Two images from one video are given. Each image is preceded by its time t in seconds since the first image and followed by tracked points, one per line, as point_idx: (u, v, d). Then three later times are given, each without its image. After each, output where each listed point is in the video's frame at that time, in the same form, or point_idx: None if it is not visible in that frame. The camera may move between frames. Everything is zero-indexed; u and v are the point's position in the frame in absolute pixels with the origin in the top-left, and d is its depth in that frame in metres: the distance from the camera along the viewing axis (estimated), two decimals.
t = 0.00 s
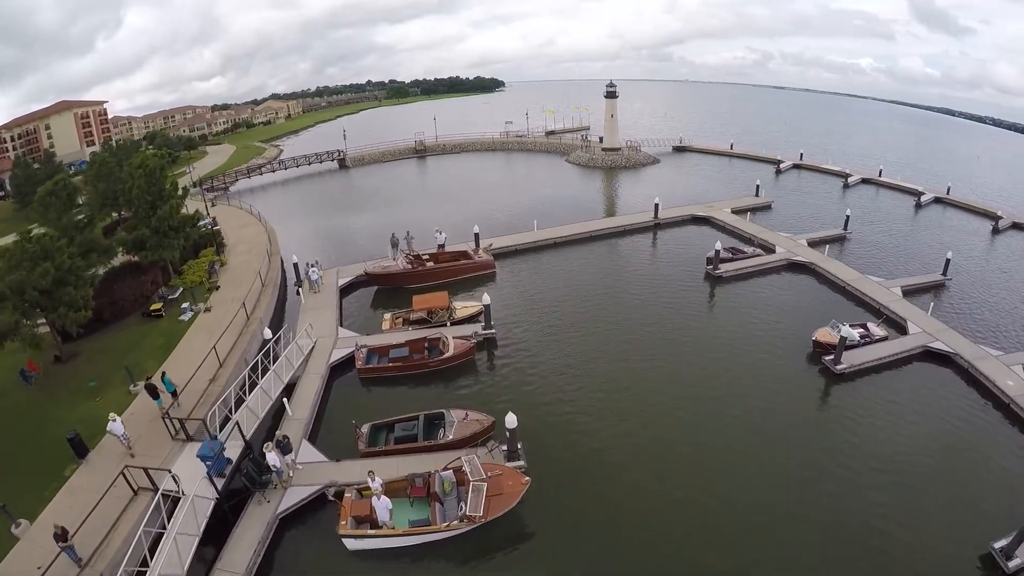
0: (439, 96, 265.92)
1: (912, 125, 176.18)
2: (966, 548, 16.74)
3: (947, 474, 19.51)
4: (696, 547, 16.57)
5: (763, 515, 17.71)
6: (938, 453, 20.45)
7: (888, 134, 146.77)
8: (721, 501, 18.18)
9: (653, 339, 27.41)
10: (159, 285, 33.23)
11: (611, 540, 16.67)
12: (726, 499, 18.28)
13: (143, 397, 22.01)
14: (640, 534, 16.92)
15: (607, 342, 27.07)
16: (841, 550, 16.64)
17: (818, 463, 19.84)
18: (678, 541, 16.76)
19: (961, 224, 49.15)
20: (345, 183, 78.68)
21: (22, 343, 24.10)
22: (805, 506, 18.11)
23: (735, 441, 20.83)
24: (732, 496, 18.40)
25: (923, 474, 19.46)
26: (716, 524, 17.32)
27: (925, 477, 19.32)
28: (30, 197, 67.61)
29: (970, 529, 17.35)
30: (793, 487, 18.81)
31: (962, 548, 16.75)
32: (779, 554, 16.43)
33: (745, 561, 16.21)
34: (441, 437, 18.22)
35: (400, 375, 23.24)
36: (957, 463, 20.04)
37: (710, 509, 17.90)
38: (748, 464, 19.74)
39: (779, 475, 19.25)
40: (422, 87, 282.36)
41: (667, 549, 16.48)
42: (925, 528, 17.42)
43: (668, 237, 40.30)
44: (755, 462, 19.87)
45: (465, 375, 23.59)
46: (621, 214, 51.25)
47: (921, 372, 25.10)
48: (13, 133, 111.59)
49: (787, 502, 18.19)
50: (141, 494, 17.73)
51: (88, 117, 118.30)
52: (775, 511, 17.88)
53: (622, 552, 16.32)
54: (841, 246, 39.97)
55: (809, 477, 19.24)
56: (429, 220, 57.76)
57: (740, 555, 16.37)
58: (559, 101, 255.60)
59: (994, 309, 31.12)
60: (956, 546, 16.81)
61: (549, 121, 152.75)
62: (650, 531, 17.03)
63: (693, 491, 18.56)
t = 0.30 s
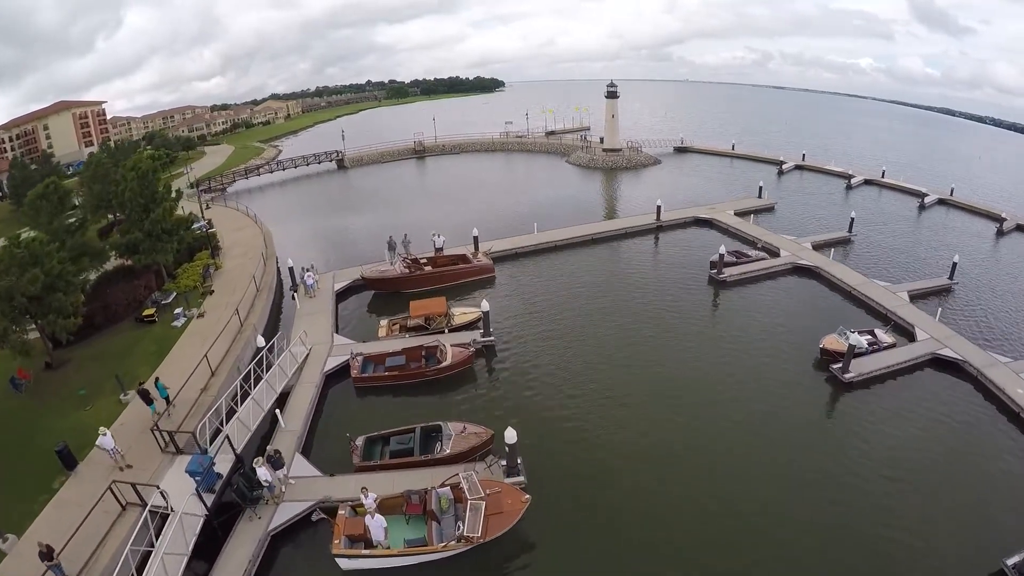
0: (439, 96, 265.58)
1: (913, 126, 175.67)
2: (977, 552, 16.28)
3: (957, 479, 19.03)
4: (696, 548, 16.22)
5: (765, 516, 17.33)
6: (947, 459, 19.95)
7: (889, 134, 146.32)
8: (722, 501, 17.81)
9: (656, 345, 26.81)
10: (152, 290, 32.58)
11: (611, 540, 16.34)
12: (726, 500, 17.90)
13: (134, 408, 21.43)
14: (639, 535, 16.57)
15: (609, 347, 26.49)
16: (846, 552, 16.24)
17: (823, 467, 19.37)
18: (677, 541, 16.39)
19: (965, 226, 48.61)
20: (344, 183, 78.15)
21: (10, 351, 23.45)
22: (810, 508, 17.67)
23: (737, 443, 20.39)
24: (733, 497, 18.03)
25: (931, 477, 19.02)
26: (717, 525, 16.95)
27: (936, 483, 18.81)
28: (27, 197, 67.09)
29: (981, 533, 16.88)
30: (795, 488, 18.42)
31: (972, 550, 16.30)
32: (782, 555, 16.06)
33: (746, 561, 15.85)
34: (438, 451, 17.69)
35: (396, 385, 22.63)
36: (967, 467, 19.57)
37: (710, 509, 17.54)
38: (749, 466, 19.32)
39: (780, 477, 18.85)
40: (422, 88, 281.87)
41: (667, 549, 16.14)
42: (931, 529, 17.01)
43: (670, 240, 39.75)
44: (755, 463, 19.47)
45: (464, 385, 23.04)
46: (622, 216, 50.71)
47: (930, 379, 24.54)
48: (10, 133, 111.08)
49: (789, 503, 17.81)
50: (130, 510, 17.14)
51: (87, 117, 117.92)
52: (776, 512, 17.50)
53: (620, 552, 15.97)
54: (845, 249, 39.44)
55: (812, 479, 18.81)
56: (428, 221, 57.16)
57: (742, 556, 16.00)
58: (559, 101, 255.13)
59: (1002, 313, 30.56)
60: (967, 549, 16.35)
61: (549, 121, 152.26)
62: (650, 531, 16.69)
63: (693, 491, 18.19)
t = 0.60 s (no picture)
0: (439, 96, 265.05)
1: (914, 125, 175.14)
2: (976, 559, 16.47)
3: (963, 491, 18.91)
4: (697, 546, 16.71)
5: (765, 518, 17.72)
6: (954, 470, 19.76)
7: (890, 134, 145.73)
8: (722, 503, 18.22)
9: (660, 352, 26.28)
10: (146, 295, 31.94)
11: (612, 539, 16.85)
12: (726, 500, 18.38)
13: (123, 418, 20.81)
14: (640, 535, 17.00)
15: (612, 355, 25.96)
16: (845, 554, 16.59)
17: (824, 473, 19.61)
18: (678, 538, 16.93)
19: (970, 228, 48.09)
20: (343, 184, 77.60)
21: None
22: (810, 511, 18.00)
23: (737, 447, 20.71)
24: (733, 498, 18.46)
25: (931, 483, 19.18)
26: (717, 525, 17.38)
27: (941, 494, 18.78)
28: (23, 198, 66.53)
29: (982, 541, 17.05)
30: (795, 492, 18.75)
31: (970, 556, 16.55)
32: (782, 556, 16.45)
33: (746, 562, 16.25)
34: (436, 466, 17.16)
35: (394, 395, 22.14)
36: (972, 478, 19.48)
37: (710, 510, 17.97)
38: (750, 469, 19.64)
39: (781, 480, 19.18)
40: (422, 87, 281.32)
41: (667, 549, 16.56)
42: (930, 534, 17.30)
43: (674, 243, 39.22)
44: (755, 466, 19.85)
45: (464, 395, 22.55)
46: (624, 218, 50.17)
47: (939, 388, 24.02)
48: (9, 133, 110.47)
49: (789, 506, 18.17)
50: (119, 525, 16.56)
51: (86, 117, 117.36)
52: (776, 513, 17.91)
53: (621, 551, 16.42)
54: (850, 252, 38.91)
55: (812, 482, 19.13)
56: (428, 223, 56.61)
57: (742, 556, 16.42)
58: (559, 101, 254.53)
59: (1011, 318, 30.03)
60: (966, 556, 16.57)
61: (550, 121, 151.69)
62: (651, 531, 17.17)
63: (693, 493, 18.62)
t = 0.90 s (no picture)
0: (438, 96, 264.65)
1: (915, 125, 174.58)
2: (980, 564, 16.33)
3: (970, 499, 18.60)
4: (697, 545, 16.78)
5: (765, 518, 17.79)
6: (963, 479, 19.38)
7: (892, 134, 145.14)
8: (722, 502, 18.31)
9: (665, 358, 25.70)
10: (140, 300, 31.31)
11: (612, 539, 16.89)
12: (727, 500, 18.42)
13: (114, 430, 20.22)
14: (640, 535, 17.07)
15: (616, 362, 25.38)
16: (845, 554, 16.65)
17: (828, 478, 19.42)
18: (678, 538, 16.99)
19: (976, 230, 47.52)
20: (342, 185, 76.98)
21: None
22: (813, 515, 17.89)
23: (741, 451, 20.51)
24: (734, 498, 18.53)
25: (933, 486, 19.07)
26: (717, 525, 17.48)
27: (952, 504, 18.39)
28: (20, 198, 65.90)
29: (983, 544, 16.99)
30: (794, 492, 18.80)
31: (969, 557, 16.56)
32: (782, 555, 16.52)
33: (746, 561, 16.34)
34: (432, 484, 16.56)
35: (391, 406, 21.58)
36: (978, 484, 19.20)
37: (710, 509, 18.05)
38: (752, 472, 19.57)
39: (780, 481, 19.22)
40: (422, 87, 280.75)
41: (667, 549, 16.63)
42: (929, 535, 17.28)
43: (678, 246, 38.64)
44: (755, 467, 19.85)
45: (463, 407, 22.00)
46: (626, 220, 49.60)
47: (950, 397, 23.47)
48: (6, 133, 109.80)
49: (789, 506, 18.23)
50: (107, 543, 15.99)
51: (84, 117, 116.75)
52: (777, 514, 17.92)
53: (621, 551, 16.50)
54: (857, 255, 38.34)
55: (816, 486, 19.00)
56: (428, 224, 56.00)
57: (743, 555, 16.49)
58: (559, 100, 253.97)
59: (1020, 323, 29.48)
60: (965, 558, 16.54)
61: (550, 121, 151.09)
62: (651, 530, 17.26)
63: (693, 492, 18.70)
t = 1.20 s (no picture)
0: (438, 96, 264.03)
1: (916, 126, 173.96)
2: None
3: (982, 508, 18.06)
4: (698, 547, 16.55)
5: (766, 519, 17.54)
6: (974, 487, 18.85)
7: (893, 134, 144.50)
8: (721, 503, 18.07)
9: (670, 364, 25.07)
10: (132, 305, 30.67)
11: (612, 543, 16.59)
12: (728, 502, 18.16)
13: (102, 442, 19.58)
14: (639, 536, 16.84)
15: (619, 370, 24.76)
16: (847, 556, 16.39)
17: (839, 488, 18.82)
18: (679, 541, 16.74)
19: (982, 232, 46.91)
20: (341, 187, 76.34)
21: None
22: (823, 525, 17.33)
23: (746, 457, 20.00)
24: (734, 499, 18.28)
25: (946, 497, 18.50)
26: (717, 525, 17.28)
27: (966, 515, 17.80)
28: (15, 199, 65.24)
29: (988, 547, 16.66)
30: (793, 492, 18.55)
31: (974, 560, 16.27)
32: (782, 555, 16.31)
33: (747, 563, 16.11)
34: (430, 503, 16.01)
35: (388, 418, 21.00)
36: (988, 492, 18.70)
37: (710, 510, 17.83)
38: (757, 478, 19.10)
39: (784, 484, 18.86)
40: (422, 87, 280.07)
41: (667, 550, 16.42)
42: (934, 539, 16.95)
43: (681, 250, 38.05)
44: (758, 469, 19.53)
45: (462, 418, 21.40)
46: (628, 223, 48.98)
47: (962, 406, 22.87)
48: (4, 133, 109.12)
49: (788, 506, 17.98)
50: (94, 562, 15.31)
51: (83, 117, 116.15)
52: (780, 517, 17.61)
53: (621, 551, 16.30)
54: (862, 259, 37.75)
55: (826, 496, 18.42)
56: (428, 226, 55.36)
57: (743, 557, 16.28)
58: (559, 101, 253.34)
59: None
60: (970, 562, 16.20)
61: (550, 122, 150.48)
62: (650, 530, 17.05)
63: (692, 493, 18.48)
